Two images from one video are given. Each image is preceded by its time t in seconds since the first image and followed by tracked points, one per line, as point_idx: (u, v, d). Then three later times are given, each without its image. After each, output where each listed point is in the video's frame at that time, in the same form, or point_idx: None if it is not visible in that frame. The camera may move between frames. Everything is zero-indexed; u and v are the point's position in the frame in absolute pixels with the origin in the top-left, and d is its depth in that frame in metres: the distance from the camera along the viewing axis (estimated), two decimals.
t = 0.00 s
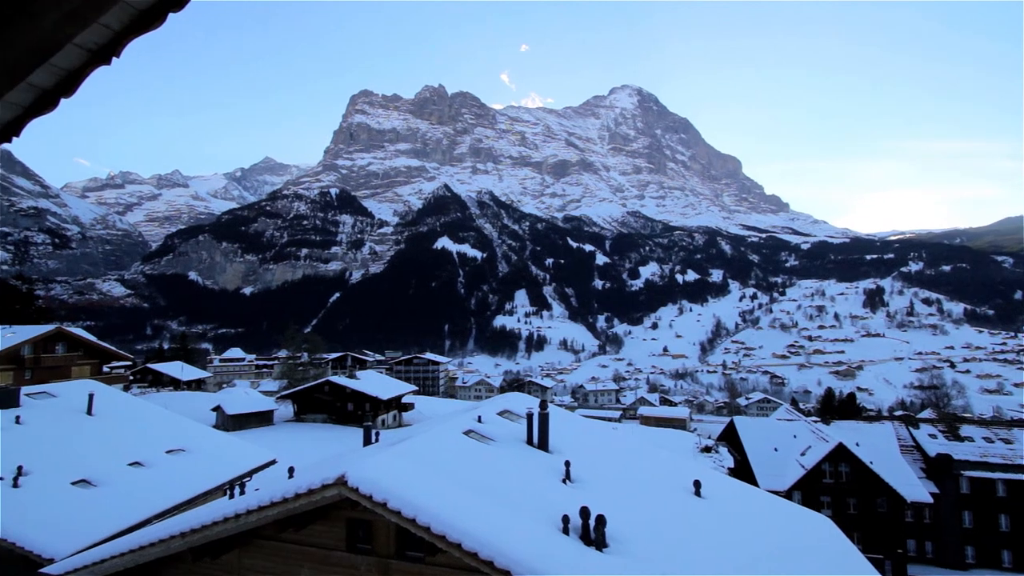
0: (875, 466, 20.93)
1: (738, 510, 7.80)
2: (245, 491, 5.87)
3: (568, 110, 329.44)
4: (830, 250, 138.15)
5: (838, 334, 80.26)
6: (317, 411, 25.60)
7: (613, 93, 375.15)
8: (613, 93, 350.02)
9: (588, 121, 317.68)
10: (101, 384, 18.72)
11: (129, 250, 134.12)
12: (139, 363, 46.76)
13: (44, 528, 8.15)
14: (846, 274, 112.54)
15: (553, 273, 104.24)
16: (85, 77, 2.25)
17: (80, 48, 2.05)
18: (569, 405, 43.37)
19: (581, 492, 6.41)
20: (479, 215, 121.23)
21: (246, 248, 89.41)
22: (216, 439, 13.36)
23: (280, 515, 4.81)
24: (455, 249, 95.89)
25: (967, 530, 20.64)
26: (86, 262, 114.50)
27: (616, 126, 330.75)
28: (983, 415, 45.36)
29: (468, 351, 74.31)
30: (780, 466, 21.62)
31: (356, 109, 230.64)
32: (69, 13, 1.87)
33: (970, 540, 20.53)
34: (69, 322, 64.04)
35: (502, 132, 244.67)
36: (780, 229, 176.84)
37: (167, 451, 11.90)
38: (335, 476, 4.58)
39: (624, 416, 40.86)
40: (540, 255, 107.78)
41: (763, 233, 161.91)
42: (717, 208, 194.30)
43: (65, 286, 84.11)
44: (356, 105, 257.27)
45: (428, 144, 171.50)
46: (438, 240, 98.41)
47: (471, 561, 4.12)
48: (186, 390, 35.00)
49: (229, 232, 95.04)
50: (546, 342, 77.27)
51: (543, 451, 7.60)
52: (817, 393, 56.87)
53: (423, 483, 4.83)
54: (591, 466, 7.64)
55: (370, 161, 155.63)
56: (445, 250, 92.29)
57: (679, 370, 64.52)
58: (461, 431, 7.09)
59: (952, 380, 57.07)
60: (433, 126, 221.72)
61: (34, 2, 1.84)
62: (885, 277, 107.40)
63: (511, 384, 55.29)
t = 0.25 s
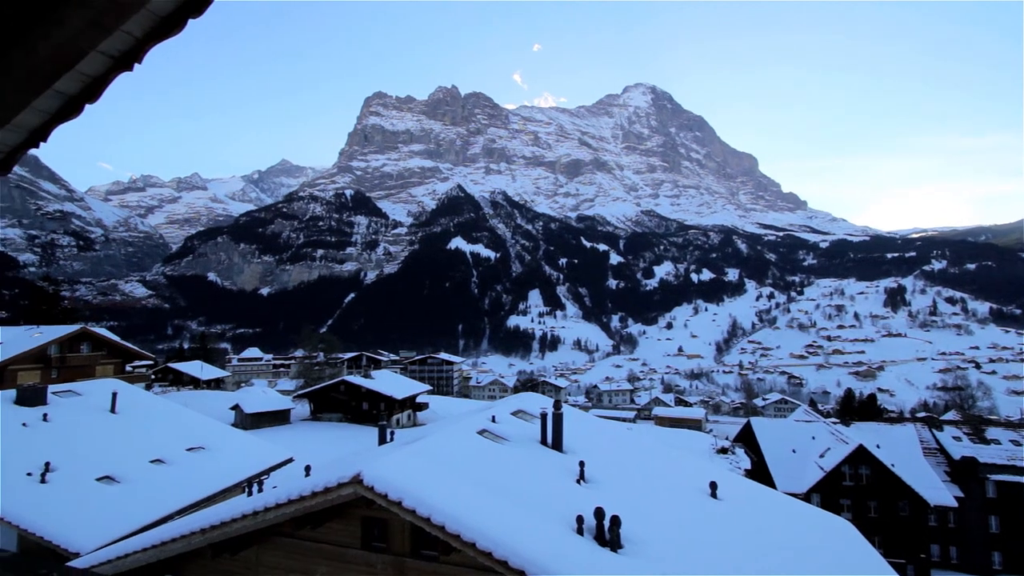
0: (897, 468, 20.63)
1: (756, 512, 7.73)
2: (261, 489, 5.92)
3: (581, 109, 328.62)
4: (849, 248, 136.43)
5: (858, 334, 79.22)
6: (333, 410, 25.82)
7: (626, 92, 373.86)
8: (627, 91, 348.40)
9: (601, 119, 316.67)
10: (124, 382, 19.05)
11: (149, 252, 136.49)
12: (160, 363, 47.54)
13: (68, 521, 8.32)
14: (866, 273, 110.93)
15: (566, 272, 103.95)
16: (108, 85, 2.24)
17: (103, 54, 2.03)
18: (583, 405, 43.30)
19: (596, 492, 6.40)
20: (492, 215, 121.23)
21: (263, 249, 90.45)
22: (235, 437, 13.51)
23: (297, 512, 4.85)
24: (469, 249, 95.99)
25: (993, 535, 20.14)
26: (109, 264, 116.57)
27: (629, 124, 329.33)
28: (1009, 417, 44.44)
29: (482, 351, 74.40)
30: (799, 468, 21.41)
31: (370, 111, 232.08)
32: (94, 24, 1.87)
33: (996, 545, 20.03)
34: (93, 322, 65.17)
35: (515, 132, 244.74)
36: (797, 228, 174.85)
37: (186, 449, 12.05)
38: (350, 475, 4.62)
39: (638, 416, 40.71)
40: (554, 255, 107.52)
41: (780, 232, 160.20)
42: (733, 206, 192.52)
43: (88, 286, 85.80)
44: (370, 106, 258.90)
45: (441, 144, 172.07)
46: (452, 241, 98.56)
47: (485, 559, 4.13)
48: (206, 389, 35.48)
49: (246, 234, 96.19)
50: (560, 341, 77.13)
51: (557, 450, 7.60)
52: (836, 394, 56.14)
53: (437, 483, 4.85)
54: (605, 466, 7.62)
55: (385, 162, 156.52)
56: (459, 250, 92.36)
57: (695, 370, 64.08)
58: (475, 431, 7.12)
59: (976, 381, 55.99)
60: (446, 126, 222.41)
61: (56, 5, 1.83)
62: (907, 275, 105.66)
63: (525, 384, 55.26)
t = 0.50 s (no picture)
0: (915, 471, 20.33)
1: (770, 514, 7.66)
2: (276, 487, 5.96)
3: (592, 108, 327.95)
4: (866, 247, 134.83)
5: (874, 334, 78.37)
6: (346, 410, 25.98)
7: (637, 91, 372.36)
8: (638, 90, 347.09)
9: (612, 119, 315.68)
10: (142, 381, 19.33)
11: (166, 253, 138.28)
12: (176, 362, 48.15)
13: (85, 517, 8.45)
14: (883, 272, 109.53)
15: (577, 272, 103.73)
16: (128, 91, 2.28)
17: (121, 59, 2.06)
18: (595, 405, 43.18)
19: (607, 492, 6.39)
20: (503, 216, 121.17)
21: (276, 251, 91.31)
22: (249, 436, 13.64)
23: (312, 510, 4.90)
24: (480, 250, 96.04)
25: (1015, 540, 19.74)
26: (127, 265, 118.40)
27: (641, 123, 327.99)
28: None
29: (493, 351, 74.49)
30: (814, 470, 21.16)
31: (382, 112, 233.29)
32: (114, 33, 1.89)
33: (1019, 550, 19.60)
34: (112, 323, 66.09)
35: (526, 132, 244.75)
36: (812, 226, 173.08)
37: (203, 447, 12.19)
38: (363, 474, 4.65)
39: (650, 417, 40.56)
40: (565, 255, 107.34)
41: (794, 230, 158.73)
42: (746, 204, 191.00)
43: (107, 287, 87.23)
44: (381, 108, 260.30)
45: (452, 145, 172.38)
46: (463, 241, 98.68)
47: (497, 558, 4.14)
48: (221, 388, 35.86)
49: (260, 235, 97.08)
50: (571, 342, 77.03)
51: (569, 451, 7.58)
52: (852, 395, 55.54)
53: (448, 482, 4.86)
54: (616, 466, 7.60)
55: (396, 163, 157.20)
56: (470, 250, 92.42)
57: (708, 370, 63.71)
58: (487, 431, 7.13)
59: (997, 382, 55.09)
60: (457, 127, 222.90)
61: (74, 11, 1.85)
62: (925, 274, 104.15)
63: (536, 384, 55.27)
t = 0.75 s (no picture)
0: (932, 473, 20.09)
1: (783, 516, 7.60)
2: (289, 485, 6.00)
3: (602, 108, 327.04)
4: (881, 246, 133.33)
5: (889, 334, 77.57)
6: (357, 409, 26.12)
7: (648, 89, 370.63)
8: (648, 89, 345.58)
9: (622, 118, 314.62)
10: (158, 380, 19.54)
11: (181, 254, 139.88)
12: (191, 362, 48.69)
13: (102, 514, 8.56)
14: (899, 271, 108.19)
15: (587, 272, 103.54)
16: (142, 94, 2.31)
17: (137, 63, 2.09)
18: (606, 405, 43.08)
19: (618, 493, 6.38)
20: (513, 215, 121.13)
21: (288, 251, 92.14)
22: (261, 434, 13.74)
23: (323, 509, 4.93)
24: (489, 249, 96.11)
25: None
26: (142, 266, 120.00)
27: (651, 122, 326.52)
28: None
29: (502, 351, 74.61)
30: (829, 472, 20.99)
31: (392, 113, 234.28)
32: (129, 35, 1.90)
33: None
34: (128, 323, 66.84)
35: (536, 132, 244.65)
36: (825, 225, 171.36)
37: (217, 445, 12.31)
38: (374, 473, 4.67)
39: (661, 417, 40.47)
40: (575, 254, 107.13)
41: (807, 229, 157.27)
42: (757, 203, 189.58)
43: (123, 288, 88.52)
44: (391, 109, 261.38)
45: (462, 145, 172.72)
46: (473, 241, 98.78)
47: (506, 559, 4.14)
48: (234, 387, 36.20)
49: (273, 236, 97.80)
50: (581, 341, 76.94)
51: (579, 451, 7.58)
52: (867, 395, 54.99)
53: (457, 481, 4.87)
54: (626, 466, 7.58)
55: (406, 164, 157.79)
56: (479, 250, 92.46)
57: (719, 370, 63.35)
58: (497, 431, 7.15)
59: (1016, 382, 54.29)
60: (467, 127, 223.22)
61: (91, 17, 1.87)
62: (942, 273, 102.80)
63: (546, 384, 55.27)
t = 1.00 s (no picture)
0: (945, 474, 19.94)
1: (793, 517, 7.57)
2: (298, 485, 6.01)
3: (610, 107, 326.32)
4: (892, 245, 132.14)
5: (901, 334, 76.90)
6: (366, 408, 26.24)
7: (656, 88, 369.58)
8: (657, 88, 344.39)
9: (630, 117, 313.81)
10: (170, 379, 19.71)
11: (192, 255, 140.91)
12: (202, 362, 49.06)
13: (116, 512, 8.65)
14: (911, 271, 107.22)
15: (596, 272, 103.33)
16: (155, 96, 2.34)
17: (149, 67, 2.12)
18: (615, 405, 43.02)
19: (627, 494, 6.36)
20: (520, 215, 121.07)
21: (298, 252, 92.76)
22: (270, 433, 13.81)
23: (333, 508, 4.96)
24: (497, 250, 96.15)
25: None
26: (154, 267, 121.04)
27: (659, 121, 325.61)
28: None
29: (511, 351, 74.66)
30: (841, 473, 20.88)
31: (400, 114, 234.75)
32: (142, 40, 1.93)
33: None
34: (141, 323, 67.48)
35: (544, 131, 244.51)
36: (836, 224, 170.02)
37: (227, 444, 12.39)
38: (383, 473, 4.69)
39: (670, 418, 40.31)
40: (583, 254, 106.95)
41: (817, 228, 156.03)
42: (767, 202, 188.38)
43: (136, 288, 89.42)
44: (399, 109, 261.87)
45: (470, 145, 172.89)
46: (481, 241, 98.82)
47: (515, 559, 4.15)
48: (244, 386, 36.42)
49: (282, 237, 98.36)
50: (590, 341, 76.85)
51: (587, 451, 7.57)
52: (879, 396, 54.57)
53: (465, 480, 4.88)
54: (634, 466, 7.56)
55: (414, 165, 158.14)
56: (487, 250, 92.52)
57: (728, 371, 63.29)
58: (506, 431, 7.15)
59: None
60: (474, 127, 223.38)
61: (106, 21, 1.88)
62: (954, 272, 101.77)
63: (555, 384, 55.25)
